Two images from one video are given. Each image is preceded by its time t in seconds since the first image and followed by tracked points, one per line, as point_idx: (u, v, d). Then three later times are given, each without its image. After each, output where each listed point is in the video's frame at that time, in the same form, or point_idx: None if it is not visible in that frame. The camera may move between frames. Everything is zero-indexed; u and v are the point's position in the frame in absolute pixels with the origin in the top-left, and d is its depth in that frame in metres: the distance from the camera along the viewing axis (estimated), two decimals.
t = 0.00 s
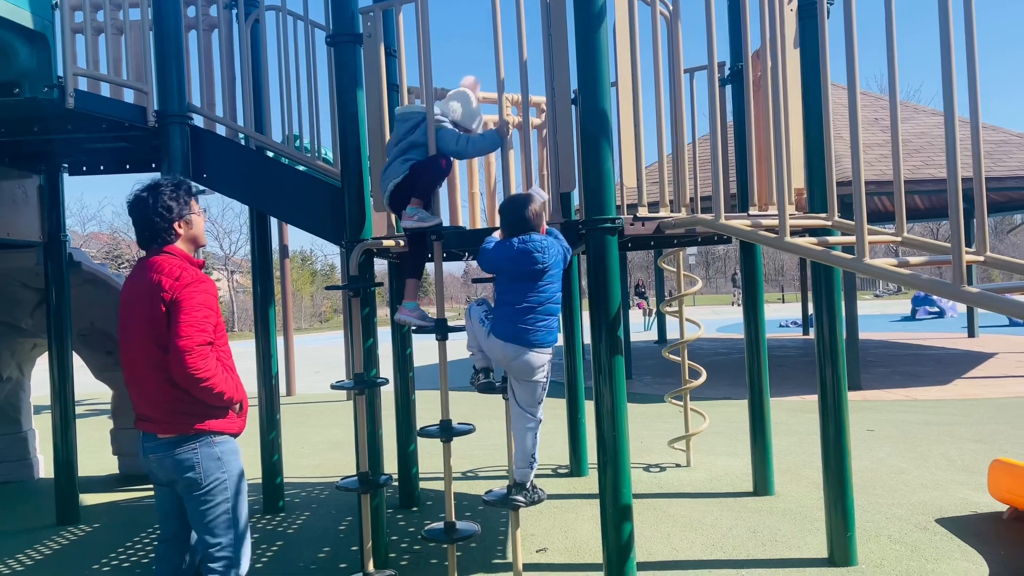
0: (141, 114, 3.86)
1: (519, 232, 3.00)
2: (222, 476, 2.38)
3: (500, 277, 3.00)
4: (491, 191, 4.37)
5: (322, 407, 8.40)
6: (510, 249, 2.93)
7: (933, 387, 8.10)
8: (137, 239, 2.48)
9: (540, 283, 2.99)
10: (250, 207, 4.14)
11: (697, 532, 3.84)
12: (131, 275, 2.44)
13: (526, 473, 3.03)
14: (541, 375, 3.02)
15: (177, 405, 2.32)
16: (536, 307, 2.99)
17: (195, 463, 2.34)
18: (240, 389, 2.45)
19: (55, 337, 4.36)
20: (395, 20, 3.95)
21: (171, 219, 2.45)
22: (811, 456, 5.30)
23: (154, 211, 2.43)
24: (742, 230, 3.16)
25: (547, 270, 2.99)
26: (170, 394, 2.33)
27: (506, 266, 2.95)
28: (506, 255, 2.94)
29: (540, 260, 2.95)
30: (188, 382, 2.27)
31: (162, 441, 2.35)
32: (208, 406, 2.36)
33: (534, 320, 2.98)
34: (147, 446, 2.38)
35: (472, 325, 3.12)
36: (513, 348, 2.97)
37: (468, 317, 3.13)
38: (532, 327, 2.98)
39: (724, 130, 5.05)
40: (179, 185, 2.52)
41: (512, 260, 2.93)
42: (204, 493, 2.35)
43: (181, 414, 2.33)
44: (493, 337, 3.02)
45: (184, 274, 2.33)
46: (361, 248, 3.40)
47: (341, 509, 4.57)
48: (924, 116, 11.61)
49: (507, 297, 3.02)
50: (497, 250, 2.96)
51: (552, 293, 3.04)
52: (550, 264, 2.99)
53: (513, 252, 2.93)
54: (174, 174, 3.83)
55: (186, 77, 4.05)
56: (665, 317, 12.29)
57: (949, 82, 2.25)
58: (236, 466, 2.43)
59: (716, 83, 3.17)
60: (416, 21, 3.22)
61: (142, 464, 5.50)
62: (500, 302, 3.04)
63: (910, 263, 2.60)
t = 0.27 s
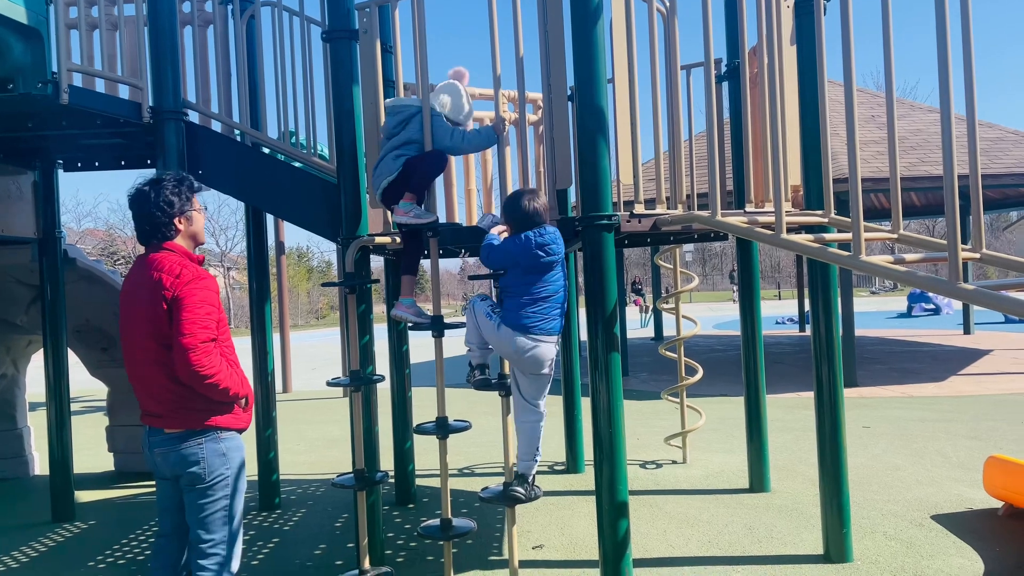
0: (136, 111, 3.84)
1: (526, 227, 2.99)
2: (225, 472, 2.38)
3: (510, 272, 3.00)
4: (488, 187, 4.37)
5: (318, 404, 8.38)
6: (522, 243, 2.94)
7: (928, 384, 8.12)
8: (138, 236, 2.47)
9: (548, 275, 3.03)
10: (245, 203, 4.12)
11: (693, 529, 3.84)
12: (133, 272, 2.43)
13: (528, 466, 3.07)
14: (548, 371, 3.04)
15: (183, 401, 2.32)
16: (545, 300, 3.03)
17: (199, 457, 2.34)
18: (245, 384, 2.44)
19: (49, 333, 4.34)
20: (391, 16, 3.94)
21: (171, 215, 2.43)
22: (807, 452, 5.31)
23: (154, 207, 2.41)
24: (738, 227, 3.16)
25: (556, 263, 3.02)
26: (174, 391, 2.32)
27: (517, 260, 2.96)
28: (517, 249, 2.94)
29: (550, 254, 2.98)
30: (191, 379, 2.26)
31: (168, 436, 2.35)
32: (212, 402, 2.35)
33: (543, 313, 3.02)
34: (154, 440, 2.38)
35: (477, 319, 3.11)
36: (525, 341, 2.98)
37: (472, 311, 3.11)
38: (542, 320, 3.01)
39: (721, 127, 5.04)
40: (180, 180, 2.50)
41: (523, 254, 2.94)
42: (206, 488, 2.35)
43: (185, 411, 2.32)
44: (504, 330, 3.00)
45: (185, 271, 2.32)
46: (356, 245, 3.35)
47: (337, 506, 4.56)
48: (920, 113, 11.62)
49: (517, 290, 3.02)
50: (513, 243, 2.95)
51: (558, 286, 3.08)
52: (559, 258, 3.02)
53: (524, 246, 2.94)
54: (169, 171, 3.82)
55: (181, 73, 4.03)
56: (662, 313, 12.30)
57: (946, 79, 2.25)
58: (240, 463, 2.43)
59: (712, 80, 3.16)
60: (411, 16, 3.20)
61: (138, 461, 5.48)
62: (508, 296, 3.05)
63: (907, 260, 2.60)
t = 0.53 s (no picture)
0: (131, 107, 3.81)
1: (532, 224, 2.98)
2: (223, 471, 2.38)
3: (517, 269, 3.00)
4: (484, 185, 4.36)
5: (314, 402, 8.38)
6: (531, 238, 2.94)
7: (924, 381, 8.14)
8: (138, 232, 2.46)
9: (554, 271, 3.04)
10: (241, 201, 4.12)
11: (689, 526, 3.85)
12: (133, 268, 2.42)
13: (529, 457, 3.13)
14: (556, 368, 3.09)
15: (182, 398, 2.32)
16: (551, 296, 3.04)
17: (197, 455, 2.34)
18: (244, 383, 2.43)
19: (45, 331, 4.33)
20: (387, 13, 3.92)
21: (172, 212, 2.42)
22: (803, 450, 5.32)
23: (156, 203, 2.41)
24: (735, 224, 3.15)
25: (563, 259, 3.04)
26: (173, 388, 2.31)
27: (527, 256, 2.96)
28: (527, 245, 2.94)
29: (559, 250, 2.99)
30: (190, 377, 2.26)
31: (166, 433, 2.35)
32: (212, 400, 2.35)
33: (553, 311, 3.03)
34: (151, 437, 2.37)
35: (484, 317, 3.10)
36: (537, 339, 2.99)
37: (475, 309, 3.11)
38: (552, 318, 3.03)
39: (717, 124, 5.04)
40: (183, 177, 2.49)
41: (533, 250, 2.95)
42: (202, 486, 2.34)
43: (184, 408, 2.32)
44: (517, 329, 2.99)
45: (186, 268, 2.31)
46: (355, 241, 3.32)
47: (334, 504, 4.56)
48: (917, 111, 11.63)
49: (528, 288, 3.02)
50: (526, 239, 2.95)
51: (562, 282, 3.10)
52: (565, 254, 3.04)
53: (534, 242, 2.94)
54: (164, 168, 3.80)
55: (176, 69, 4.01)
56: (658, 311, 12.32)
57: (942, 77, 2.25)
58: (237, 462, 2.43)
59: (709, 78, 3.16)
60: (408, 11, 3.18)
61: (134, 459, 5.47)
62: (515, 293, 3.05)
63: (903, 257, 2.60)
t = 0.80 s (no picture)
0: (125, 104, 3.79)
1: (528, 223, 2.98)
2: (220, 469, 2.37)
3: (516, 268, 3.00)
4: (480, 182, 4.35)
5: (310, 399, 8.36)
6: (528, 236, 2.94)
7: (918, 378, 8.17)
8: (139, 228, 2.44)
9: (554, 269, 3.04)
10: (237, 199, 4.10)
11: (684, 523, 3.86)
12: (133, 264, 2.40)
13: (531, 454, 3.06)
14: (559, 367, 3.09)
15: (182, 397, 2.31)
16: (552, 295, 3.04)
17: (194, 453, 2.33)
18: (243, 382, 2.43)
19: (39, 330, 4.31)
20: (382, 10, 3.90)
21: (175, 209, 2.41)
22: (798, 447, 5.33)
23: (159, 200, 2.39)
24: (731, 222, 3.15)
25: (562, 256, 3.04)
26: (173, 387, 2.30)
27: (526, 255, 2.96)
28: (525, 244, 2.94)
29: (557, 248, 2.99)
30: (191, 376, 2.25)
31: (163, 431, 2.33)
32: (212, 400, 2.34)
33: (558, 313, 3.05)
34: (148, 435, 2.36)
35: (486, 318, 3.10)
36: (540, 337, 2.99)
37: (477, 311, 3.11)
38: (558, 320, 3.04)
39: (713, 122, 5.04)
40: (186, 174, 2.48)
41: (531, 249, 2.95)
42: (199, 484, 2.34)
43: (184, 407, 2.31)
44: (519, 328, 2.99)
45: (188, 266, 2.30)
46: (350, 239, 3.30)
47: (330, 502, 4.55)
48: (912, 109, 11.66)
49: (530, 292, 3.02)
50: (523, 243, 2.94)
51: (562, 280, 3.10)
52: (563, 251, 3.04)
53: (531, 241, 2.94)
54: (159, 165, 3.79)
55: (171, 66, 4.00)
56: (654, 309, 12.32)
57: (938, 75, 2.25)
58: (235, 461, 2.42)
59: (705, 75, 3.16)
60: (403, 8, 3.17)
61: (128, 457, 5.46)
62: (516, 292, 3.05)
63: (898, 255, 2.60)
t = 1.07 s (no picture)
0: (121, 103, 3.79)
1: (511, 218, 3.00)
2: (217, 469, 2.36)
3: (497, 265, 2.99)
4: (476, 181, 4.35)
5: (306, 399, 8.35)
6: (508, 233, 2.92)
7: (913, 377, 8.19)
8: (139, 227, 2.43)
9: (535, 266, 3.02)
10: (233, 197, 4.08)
11: (680, 522, 3.86)
12: (132, 263, 2.39)
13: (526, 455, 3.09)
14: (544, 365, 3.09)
15: (180, 396, 2.30)
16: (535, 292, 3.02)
17: (191, 453, 2.32)
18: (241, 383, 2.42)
19: (34, 329, 4.29)
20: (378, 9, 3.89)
21: (175, 209, 2.40)
22: (794, 446, 5.34)
23: (158, 200, 2.38)
24: (727, 221, 3.15)
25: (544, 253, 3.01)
26: (171, 386, 2.30)
27: (506, 253, 2.95)
28: (504, 241, 2.93)
29: (537, 245, 2.96)
30: (189, 377, 2.24)
31: (160, 430, 2.33)
32: (211, 400, 2.33)
33: (541, 311, 3.03)
34: (145, 434, 2.35)
35: (471, 315, 3.12)
36: (521, 336, 2.99)
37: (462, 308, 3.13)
38: (540, 317, 3.02)
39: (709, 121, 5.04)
40: (186, 173, 2.47)
41: (511, 246, 2.93)
42: (195, 484, 2.33)
43: (182, 407, 2.30)
44: (500, 327, 3.00)
45: (187, 266, 2.29)
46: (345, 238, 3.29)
47: (325, 501, 4.54)
48: (907, 108, 11.68)
49: (513, 288, 3.02)
50: (504, 239, 2.93)
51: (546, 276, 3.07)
52: (546, 247, 3.01)
53: (510, 238, 2.92)
54: (154, 164, 3.77)
55: (166, 65, 3.98)
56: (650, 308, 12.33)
57: (933, 74, 2.25)
58: (232, 460, 2.42)
59: (700, 74, 3.16)
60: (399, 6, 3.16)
61: (123, 456, 5.44)
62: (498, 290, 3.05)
63: (894, 254, 2.60)
